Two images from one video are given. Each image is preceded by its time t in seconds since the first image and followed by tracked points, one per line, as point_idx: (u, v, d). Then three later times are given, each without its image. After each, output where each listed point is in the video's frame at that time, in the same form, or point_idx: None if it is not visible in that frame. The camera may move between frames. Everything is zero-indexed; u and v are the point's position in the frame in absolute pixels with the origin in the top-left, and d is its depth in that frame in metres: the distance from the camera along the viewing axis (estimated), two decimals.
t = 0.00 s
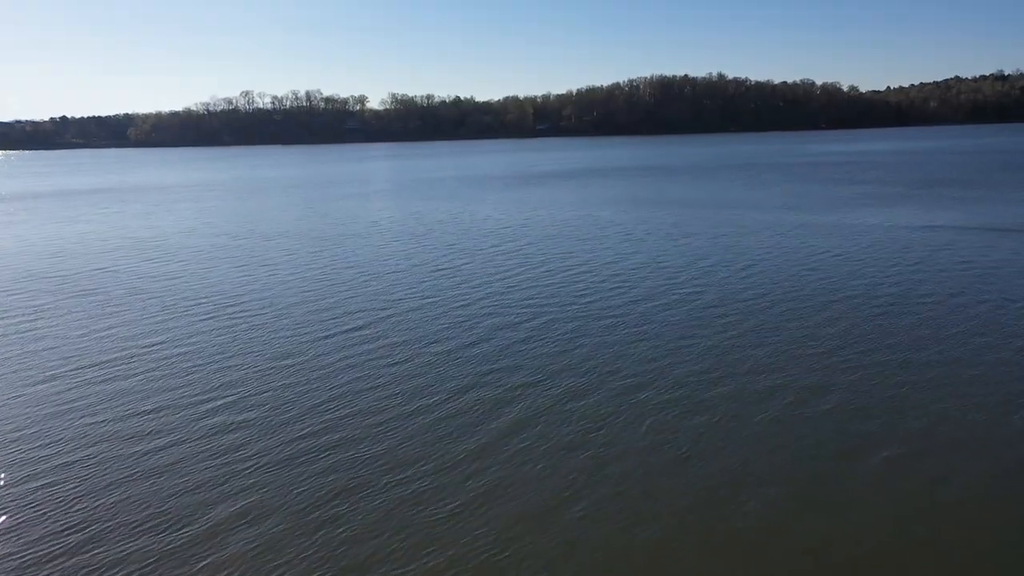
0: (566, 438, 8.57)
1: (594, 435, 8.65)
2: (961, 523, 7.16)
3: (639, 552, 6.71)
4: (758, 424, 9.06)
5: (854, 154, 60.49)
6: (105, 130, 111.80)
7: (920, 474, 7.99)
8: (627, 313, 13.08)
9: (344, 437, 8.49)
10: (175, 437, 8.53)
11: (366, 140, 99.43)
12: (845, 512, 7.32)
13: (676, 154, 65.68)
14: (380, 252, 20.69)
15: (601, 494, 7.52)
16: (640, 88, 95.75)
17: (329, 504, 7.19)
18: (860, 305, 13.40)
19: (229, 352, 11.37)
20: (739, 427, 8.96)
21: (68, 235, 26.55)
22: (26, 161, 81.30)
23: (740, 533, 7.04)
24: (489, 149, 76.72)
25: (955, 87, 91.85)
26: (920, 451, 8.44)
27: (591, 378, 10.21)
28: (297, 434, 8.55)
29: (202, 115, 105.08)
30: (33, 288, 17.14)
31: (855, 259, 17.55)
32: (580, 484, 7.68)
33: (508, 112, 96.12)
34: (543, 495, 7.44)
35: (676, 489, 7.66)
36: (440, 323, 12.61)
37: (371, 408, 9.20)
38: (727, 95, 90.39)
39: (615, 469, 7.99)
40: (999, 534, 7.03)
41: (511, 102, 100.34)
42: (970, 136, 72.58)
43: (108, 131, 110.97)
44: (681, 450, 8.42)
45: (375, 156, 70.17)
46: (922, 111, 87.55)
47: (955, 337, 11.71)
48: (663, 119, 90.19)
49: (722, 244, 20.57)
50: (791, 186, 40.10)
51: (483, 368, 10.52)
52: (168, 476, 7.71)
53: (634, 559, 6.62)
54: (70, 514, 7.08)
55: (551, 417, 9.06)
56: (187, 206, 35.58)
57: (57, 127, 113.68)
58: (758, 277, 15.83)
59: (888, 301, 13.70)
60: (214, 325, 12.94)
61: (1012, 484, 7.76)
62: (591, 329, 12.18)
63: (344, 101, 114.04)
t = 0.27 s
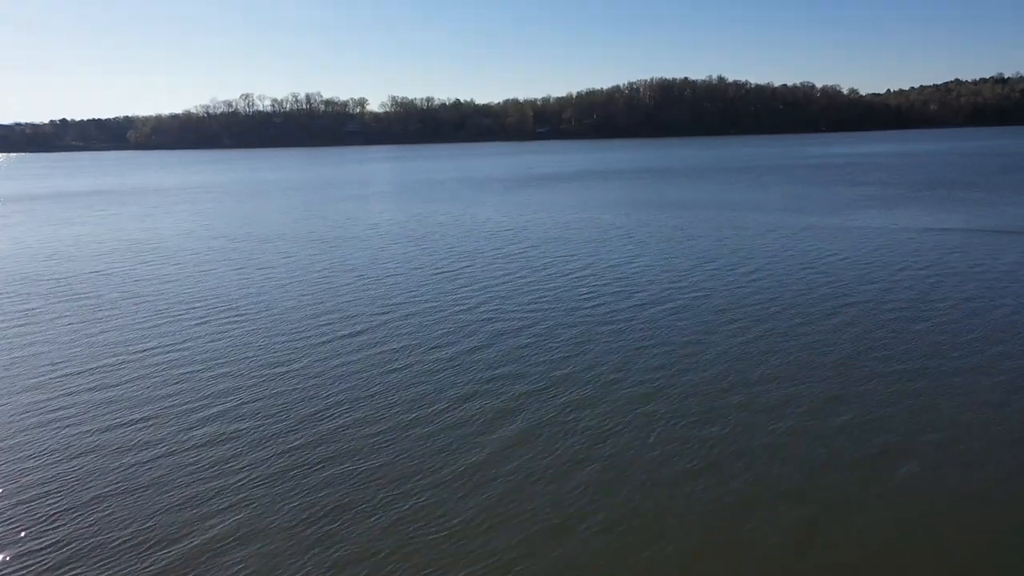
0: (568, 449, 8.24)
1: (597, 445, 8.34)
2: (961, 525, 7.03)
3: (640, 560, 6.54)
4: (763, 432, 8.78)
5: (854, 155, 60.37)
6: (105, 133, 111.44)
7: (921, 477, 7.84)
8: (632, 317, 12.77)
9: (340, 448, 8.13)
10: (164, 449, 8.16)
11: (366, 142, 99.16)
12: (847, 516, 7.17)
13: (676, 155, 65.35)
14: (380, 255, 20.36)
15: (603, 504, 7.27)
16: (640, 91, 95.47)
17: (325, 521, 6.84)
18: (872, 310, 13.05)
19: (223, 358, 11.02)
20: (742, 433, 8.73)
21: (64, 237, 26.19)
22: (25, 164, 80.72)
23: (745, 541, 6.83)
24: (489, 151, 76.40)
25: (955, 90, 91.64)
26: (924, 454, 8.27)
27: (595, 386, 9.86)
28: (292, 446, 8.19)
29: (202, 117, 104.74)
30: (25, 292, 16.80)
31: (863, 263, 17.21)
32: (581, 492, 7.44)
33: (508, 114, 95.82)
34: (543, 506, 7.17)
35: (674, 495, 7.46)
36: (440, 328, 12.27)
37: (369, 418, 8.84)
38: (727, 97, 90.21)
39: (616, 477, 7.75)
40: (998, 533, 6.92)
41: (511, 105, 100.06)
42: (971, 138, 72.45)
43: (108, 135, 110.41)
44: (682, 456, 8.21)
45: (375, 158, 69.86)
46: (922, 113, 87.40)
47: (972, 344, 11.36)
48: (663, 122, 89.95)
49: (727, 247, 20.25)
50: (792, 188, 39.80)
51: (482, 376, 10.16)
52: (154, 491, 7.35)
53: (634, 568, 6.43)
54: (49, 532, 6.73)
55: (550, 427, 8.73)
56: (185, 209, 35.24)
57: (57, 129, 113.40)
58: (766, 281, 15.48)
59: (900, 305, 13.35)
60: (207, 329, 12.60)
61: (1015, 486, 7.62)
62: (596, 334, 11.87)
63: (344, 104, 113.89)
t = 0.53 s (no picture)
0: (573, 459, 7.93)
1: (602, 453, 8.06)
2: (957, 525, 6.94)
3: (642, 561, 6.42)
4: (770, 438, 8.53)
5: (855, 158, 60.06)
6: (105, 135, 110.82)
7: (925, 480, 7.71)
8: (638, 322, 12.45)
9: (333, 462, 7.74)
10: (148, 463, 7.77)
11: (366, 145, 98.80)
12: (853, 519, 7.03)
13: (677, 158, 64.98)
14: (379, 257, 20.02)
15: (606, 510, 7.07)
16: (640, 94, 95.16)
17: (315, 541, 6.47)
18: (886, 316, 12.69)
19: (216, 365, 10.63)
20: (747, 438, 8.53)
21: (59, 240, 25.81)
22: (23, 167, 80.17)
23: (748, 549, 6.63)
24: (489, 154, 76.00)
25: (955, 92, 91.34)
26: (929, 458, 8.12)
27: (602, 396, 9.48)
28: (283, 461, 7.78)
29: (202, 120, 104.47)
30: (15, 296, 16.41)
31: (873, 267, 16.84)
32: (582, 502, 7.17)
33: (508, 117, 95.54)
34: (547, 517, 6.91)
35: (679, 501, 7.27)
36: (440, 334, 11.91)
37: (365, 430, 8.46)
38: (727, 101, 89.98)
39: (618, 481, 7.57)
40: (996, 534, 6.84)
41: (511, 108, 99.77)
42: (972, 141, 72.20)
43: (108, 138, 110.08)
44: (687, 462, 8.00)
45: (375, 161, 69.56)
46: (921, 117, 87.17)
47: (991, 352, 11.00)
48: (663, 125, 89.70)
49: (731, 250, 19.91)
50: (792, 190, 39.49)
51: (485, 385, 9.79)
52: (137, 508, 6.97)
53: (636, 569, 6.30)
54: (25, 551, 6.36)
55: (554, 438, 8.39)
56: (182, 211, 34.85)
57: (56, 131, 112.88)
58: (773, 285, 15.16)
59: (914, 311, 12.99)
60: (200, 335, 12.23)
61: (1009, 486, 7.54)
62: (600, 340, 11.56)
63: (343, 107, 113.61)
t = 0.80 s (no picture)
0: (578, 472, 7.62)
1: (607, 465, 7.76)
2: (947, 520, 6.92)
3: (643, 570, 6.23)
4: (778, 446, 8.27)
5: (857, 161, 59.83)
6: (105, 138, 110.22)
7: (928, 481, 7.58)
8: (644, 328, 12.12)
9: (328, 477, 7.39)
10: (133, 478, 7.41)
11: (365, 148, 98.43)
12: (856, 520, 6.90)
13: (678, 161, 64.70)
14: (377, 261, 19.69)
15: (610, 523, 6.80)
16: (640, 97, 94.83)
17: (308, 564, 6.14)
18: (899, 322, 12.31)
19: (208, 373, 10.26)
20: (752, 443, 8.33)
21: (53, 243, 25.45)
22: (21, 170, 79.65)
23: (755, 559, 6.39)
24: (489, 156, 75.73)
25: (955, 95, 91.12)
26: (935, 461, 7.97)
27: (609, 406, 9.13)
28: (274, 476, 7.43)
29: (202, 123, 104.06)
30: (5, 300, 16.05)
31: (882, 271, 16.46)
32: (588, 519, 6.85)
33: (508, 120, 95.10)
34: (549, 533, 6.63)
35: (684, 510, 7.04)
36: (440, 340, 11.56)
37: (361, 443, 8.10)
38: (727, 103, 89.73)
39: (619, 486, 7.40)
40: (995, 534, 6.74)
41: (511, 111, 99.29)
42: (973, 143, 71.96)
43: (108, 140, 109.33)
44: (690, 467, 7.80)
45: (374, 163, 69.20)
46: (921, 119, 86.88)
47: (1009, 360, 10.64)
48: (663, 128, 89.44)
49: (736, 253, 19.59)
50: (793, 193, 39.23)
51: (487, 394, 9.42)
52: (119, 527, 6.62)
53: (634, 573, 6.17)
54: None
55: (558, 450, 8.06)
56: (178, 214, 34.50)
57: (55, 133, 112.36)
58: (780, 289, 14.84)
59: (928, 317, 12.63)
60: (192, 341, 11.89)
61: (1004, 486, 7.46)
62: (605, 347, 11.22)
63: (343, 109, 113.32)
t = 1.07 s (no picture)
0: (584, 486, 7.29)
1: (613, 478, 7.44)
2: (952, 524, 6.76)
3: None
4: (793, 457, 7.95)
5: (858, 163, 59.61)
6: (105, 140, 109.59)
7: (938, 486, 7.40)
8: (651, 334, 11.75)
9: (322, 493, 7.03)
10: (116, 496, 7.04)
11: (365, 151, 98.01)
12: (868, 531, 6.66)
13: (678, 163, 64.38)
14: (375, 264, 19.33)
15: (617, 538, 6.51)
16: (640, 99, 94.55)
17: None
18: (912, 329, 11.94)
19: (198, 382, 9.86)
20: (761, 450, 8.06)
21: (46, 246, 25.05)
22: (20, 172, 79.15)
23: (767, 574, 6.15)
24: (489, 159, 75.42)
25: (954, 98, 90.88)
26: (952, 470, 7.68)
27: (617, 417, 8.76)
28: (266, 493, 7.05)
29: (202, 126, 103.82)
30: None
31: (891, 275, 16.08)
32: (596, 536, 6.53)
33: (508, 122, 94.83)
34: (555, 551, 6.31)
35: (695, 526, 6.73)
36: (440, 347, 11.19)
37: (357, 457, 7.74)
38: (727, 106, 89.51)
39: (626, 496, 7.15)
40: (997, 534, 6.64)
41: (511, 114, 98.90)
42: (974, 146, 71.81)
43: (107, 142, 108.87)
44: (699, 477, 7.54)
45: (374, 166, 68.76)
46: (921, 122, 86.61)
47: None
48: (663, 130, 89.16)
49: (741, 256, 19.25)
50: (793, 195, 38.95)
51: (489, 405, 9.04)
52: (101, 549, 6.26)
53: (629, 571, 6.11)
54: None
55: (563, 463, 7.72)
56: (175, 216, 34.11)
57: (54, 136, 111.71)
58: (789, 293, 14.49)
59: (941, 322, 12.30)
60: (183, 347, 11.53)
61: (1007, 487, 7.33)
62: (611, 354, 10.85)
63: (343, 112, 112.95)
